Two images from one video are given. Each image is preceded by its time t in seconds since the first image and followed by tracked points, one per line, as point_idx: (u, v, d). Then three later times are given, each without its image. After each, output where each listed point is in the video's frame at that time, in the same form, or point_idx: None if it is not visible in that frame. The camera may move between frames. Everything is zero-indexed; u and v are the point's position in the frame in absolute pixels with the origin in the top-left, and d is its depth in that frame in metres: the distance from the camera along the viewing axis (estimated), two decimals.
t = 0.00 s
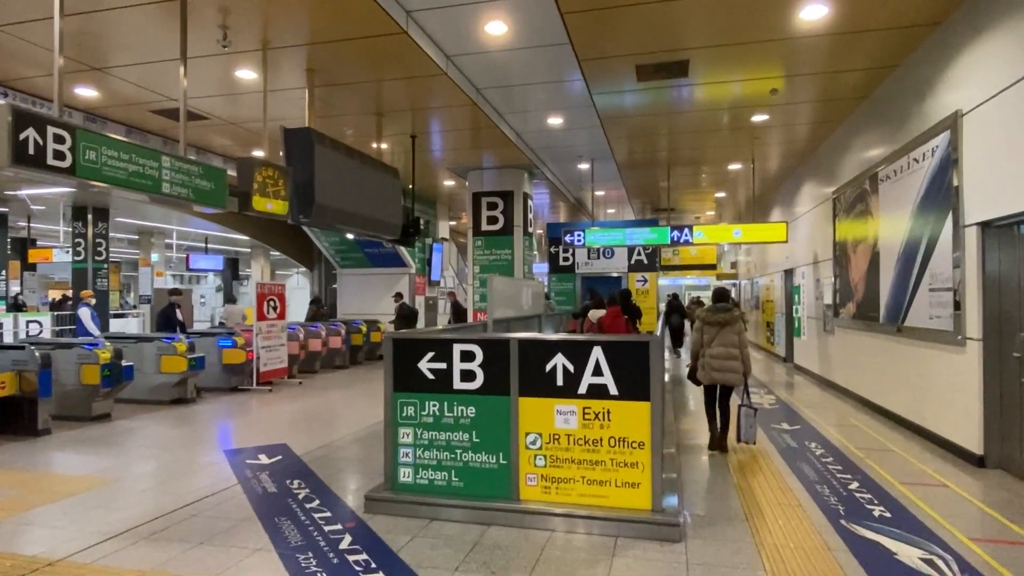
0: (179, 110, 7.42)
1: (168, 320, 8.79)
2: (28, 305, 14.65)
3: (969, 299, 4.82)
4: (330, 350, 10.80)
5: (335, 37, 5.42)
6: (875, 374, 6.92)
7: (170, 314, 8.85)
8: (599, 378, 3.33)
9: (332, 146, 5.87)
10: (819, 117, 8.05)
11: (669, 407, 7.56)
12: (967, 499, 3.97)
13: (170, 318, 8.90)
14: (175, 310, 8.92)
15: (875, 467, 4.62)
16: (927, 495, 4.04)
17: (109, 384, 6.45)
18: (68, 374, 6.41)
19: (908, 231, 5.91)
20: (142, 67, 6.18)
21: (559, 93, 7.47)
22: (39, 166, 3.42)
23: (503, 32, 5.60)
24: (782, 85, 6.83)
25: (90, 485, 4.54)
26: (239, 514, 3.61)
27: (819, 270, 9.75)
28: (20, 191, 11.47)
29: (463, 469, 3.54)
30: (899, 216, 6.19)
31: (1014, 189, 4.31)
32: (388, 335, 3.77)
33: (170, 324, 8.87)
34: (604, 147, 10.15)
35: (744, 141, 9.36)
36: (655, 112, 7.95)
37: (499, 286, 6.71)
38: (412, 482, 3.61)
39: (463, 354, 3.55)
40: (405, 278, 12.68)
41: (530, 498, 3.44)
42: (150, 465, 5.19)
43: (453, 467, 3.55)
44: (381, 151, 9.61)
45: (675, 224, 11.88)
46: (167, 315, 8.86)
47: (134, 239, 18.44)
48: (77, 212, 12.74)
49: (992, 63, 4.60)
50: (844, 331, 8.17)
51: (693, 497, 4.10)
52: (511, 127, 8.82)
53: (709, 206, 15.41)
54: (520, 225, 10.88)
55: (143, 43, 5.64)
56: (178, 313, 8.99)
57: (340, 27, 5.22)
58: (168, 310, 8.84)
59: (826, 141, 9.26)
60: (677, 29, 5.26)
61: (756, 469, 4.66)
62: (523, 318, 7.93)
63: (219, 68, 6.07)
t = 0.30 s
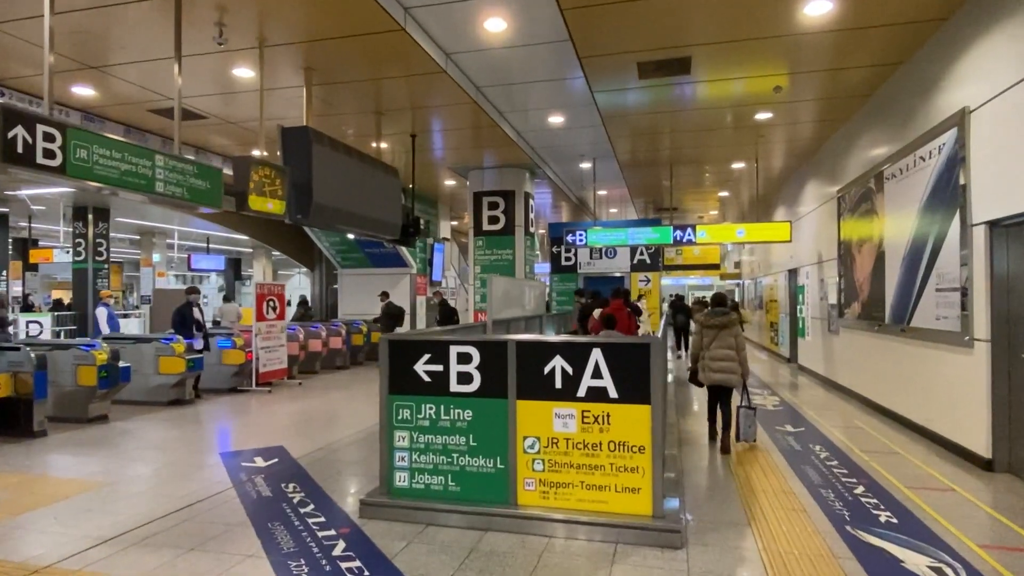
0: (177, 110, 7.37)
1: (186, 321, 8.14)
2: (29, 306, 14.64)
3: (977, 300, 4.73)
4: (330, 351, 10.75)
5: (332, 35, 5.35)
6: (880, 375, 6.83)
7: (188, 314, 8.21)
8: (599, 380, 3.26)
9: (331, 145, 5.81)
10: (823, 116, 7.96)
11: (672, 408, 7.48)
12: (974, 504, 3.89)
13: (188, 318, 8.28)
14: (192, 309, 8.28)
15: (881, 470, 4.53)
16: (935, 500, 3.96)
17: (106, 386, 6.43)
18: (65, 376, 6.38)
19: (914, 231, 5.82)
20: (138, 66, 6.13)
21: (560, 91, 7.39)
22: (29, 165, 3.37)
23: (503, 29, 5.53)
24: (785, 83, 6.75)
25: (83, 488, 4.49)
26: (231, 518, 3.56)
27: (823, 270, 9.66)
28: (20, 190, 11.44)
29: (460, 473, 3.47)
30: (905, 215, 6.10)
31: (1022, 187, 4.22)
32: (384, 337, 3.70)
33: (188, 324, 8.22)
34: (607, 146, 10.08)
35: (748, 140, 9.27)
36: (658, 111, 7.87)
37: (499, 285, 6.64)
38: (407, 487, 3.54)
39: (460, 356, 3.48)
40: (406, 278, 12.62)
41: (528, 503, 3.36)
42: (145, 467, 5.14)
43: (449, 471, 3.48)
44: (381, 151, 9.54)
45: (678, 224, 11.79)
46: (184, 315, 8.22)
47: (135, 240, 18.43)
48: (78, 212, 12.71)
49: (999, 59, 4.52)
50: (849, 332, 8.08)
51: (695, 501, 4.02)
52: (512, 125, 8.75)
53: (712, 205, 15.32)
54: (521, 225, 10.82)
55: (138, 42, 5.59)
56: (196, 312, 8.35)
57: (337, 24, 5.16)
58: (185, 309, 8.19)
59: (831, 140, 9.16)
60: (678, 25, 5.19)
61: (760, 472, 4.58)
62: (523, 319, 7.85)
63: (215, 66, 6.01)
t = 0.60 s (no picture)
0: (175, 107, 7.29)
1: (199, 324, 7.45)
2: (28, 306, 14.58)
3: (988, 298, 4.62)
4: (330, 351, 10.67)
5: (329, 29, 5.26)
6: (888, 376, 6.72)
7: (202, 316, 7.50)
8: (602, 381, 3.16)
9: (328, 141, 5.71)
10: (828, 112, 7.85)
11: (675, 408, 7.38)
12: (987, 508, 3.79)
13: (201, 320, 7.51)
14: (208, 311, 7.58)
15: (891, 473, 4.43)
16: (947, 503, 3.86)
17: (102, 386, 6.34)
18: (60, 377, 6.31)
19: (923, 228, 5.71)
20: (133, 62, 6.05)
21: (561, 87, 7.29)
22: (15, 161, 3.28)
23: (503, 23, 5.44)
24: (790, 78, 6.64)
25: (75, 490, 4.41)
26: (224, 523, 3.47)
27: (828, 269, 9.55)
28: (18, 190, 11.37)
29: (459, 476, 3.37)
30: (912, 211, 5.99)
31: None
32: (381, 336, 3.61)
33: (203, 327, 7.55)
34: (609, 144, 9.98)
35: (751, 137, 9.16)
36: (660, 108, 7.78)
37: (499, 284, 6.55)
38: (405, 491, 3.45)
39: (459, 356, 3.38)
40: (407, 277, 12.53)
41: (529, 508, 3.27)
42: (139, 468, 5.06)
43: (448, 475, 3.38)
44: (381, 149, 9.45)
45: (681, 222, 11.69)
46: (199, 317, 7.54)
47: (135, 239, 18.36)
48: (77, 212, 12.65)
49: (1010, 52, 4.41)
50: (855, 331, 7.97)
51: (700, 504, 3.92)
52: (513, 123, 8.65)
53: (716, 204, 15.21)
54: (523, 224, 10.72)
55: (133, 38, 5.50)
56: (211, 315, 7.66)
57: (333, 18, 5.07)
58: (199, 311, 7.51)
59: (836, 136, 9.04)
60: (681, 19, 5.09)
61: (766, 474, 4.48)
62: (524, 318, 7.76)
63: (211, 62, 5.92)
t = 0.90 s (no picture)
0: (170, 102, 7.15)
1: (209, 322, 7.30)
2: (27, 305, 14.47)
3: (1007, 295, 4.46)
4: (330, 351, 10.54)
5: (325, 20, 5.12)
6: (900, 376, 6.55)
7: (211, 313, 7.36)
8: (609, 383, 3.01)
9: (326, 136, 5.57)
10: (837, 105, 7.68)
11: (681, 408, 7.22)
12: (1010, 514, 3.64)
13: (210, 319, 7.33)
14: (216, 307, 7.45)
15: (907, 477, 4.28)
16: (968, 509, 3.71)
17: (96, 388, 6.20)
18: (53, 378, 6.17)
19: (937, 224, 5.56)
20: (125, 56, 5.91)
21: (565, 81, 7.14)
22: None
23: (505, 13, 5.29)
24: (798, 71, 6.49)
25: (63, 495, 4.28)
26: (214, 532, 3.33)
27: (836, 266, 9.37)
28: (14, 188, 11.25)
29: (459, 482, 3.22)
30: (926, 207, 5.83)
31: None
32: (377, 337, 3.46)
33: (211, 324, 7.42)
34: (612, 140, 9.82)
35: (757, 132, 8.99)
36: (665, 102, 7.62)
37: (501, 282, 6.40)
38: (403, 498, 3.30)
39: (459, 357, 3.24)
40: (408, 275, 12.39)
41: (532, 515, 3.12)
42: (131, 471, 4.92)
43: (448, 481, 3.24)
44: (381, 145, 9.30)
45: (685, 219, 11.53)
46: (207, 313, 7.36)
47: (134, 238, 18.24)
48: (75, 211, 12.54)
49: None
50: (864, 330, 7.82)
51: (710, 511, 3.76)
52: (515, 118, 8.51)
53: (720, 201, 15.05)
54: (525, 221, 10.57)
55: (124, 30, 5.36)
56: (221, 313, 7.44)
57: (329, 9, 4.93)
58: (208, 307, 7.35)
59: (843, 131, 8.88)
60: (687, 8, 4.93)
61: (778, 477, 4.33)
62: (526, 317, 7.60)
63: (205, 55, 5.78)
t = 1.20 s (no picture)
0: (166, 101, 7.04)
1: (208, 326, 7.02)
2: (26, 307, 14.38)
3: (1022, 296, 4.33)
4: (330, 352, 10.44)
5: (321, 15, 5.01)
6: (909, 379, 6.43)
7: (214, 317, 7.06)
8: (614, 389, 2.90)
9: (323, 135, 5.47)
10: (844, 103, 7.56)
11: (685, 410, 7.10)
12: None
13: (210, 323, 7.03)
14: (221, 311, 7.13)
15: (921, 483, 4.15)
16: (985, 517, 3.59)
17: (90, 392, 6.10)
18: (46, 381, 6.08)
19: (948, 223, 5.44)
20: (119, 53, 5.81)
21: (566, 79, 7.03)
22: None
23: (505, 8, 5.18)
24: (803, 67, 6.36)
25: (55, 501, 4.18)
26: (205, 542, 3.23)
27: (842, 266, 9.25)
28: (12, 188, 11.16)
29: (458, 491, 3.11)
30: (936, 206, 5.71)
31: None
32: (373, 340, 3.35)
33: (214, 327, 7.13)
34: (615, 139, 9.70)
35: (762, 131, 8.88)
36: (668, 100, 7.51)
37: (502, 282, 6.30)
38: (400, 507, 3.19)
39: (458, 361, 3.13)
40: (408, 276, 12.29)
41: (534, 526, 3.01)
42: (124, 476, 4.82)
43: (447, 489, 3.12)
44: (380, 144, 9.20)
45: (688, 219, 11.42)
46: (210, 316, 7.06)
47: (134, 240, 18.16)
48: (73, 212, 12.45)
49: None
50: (871, 331, 7.69)
51: (718, 519, 3.64)
52: (515, 117, 8.40)
53: (722, 201, 14.92)
54: (526, 220, 10.46)
55: (117, 27, 5.26)
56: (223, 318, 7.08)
57: (325, 4, 4.81)
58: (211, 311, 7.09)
59: (849, 129, 8.76)
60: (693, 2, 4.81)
61: (787, 483, 4.21)
62: (528, 318, 7.49)
63: (201, 51, 5.67)
